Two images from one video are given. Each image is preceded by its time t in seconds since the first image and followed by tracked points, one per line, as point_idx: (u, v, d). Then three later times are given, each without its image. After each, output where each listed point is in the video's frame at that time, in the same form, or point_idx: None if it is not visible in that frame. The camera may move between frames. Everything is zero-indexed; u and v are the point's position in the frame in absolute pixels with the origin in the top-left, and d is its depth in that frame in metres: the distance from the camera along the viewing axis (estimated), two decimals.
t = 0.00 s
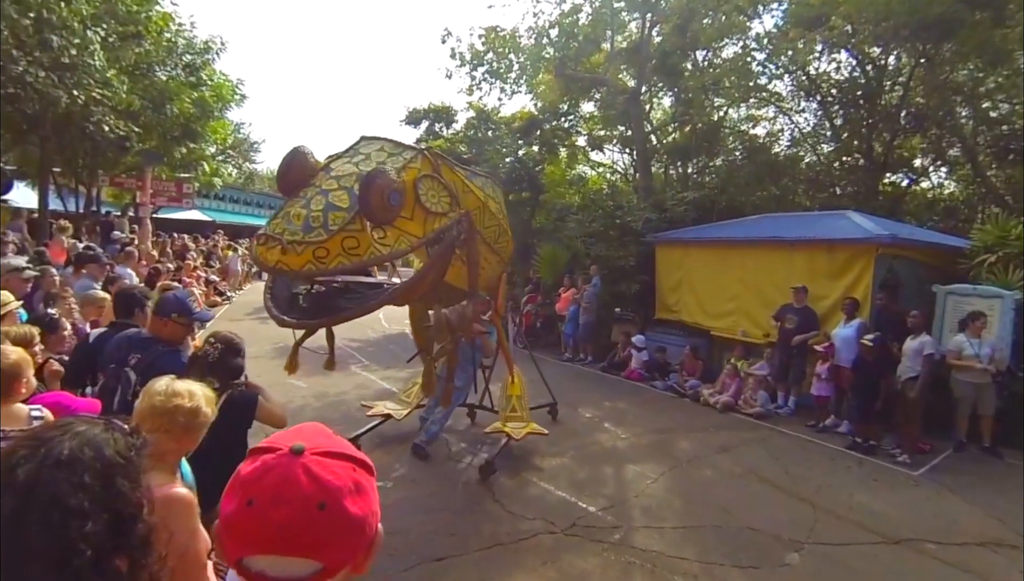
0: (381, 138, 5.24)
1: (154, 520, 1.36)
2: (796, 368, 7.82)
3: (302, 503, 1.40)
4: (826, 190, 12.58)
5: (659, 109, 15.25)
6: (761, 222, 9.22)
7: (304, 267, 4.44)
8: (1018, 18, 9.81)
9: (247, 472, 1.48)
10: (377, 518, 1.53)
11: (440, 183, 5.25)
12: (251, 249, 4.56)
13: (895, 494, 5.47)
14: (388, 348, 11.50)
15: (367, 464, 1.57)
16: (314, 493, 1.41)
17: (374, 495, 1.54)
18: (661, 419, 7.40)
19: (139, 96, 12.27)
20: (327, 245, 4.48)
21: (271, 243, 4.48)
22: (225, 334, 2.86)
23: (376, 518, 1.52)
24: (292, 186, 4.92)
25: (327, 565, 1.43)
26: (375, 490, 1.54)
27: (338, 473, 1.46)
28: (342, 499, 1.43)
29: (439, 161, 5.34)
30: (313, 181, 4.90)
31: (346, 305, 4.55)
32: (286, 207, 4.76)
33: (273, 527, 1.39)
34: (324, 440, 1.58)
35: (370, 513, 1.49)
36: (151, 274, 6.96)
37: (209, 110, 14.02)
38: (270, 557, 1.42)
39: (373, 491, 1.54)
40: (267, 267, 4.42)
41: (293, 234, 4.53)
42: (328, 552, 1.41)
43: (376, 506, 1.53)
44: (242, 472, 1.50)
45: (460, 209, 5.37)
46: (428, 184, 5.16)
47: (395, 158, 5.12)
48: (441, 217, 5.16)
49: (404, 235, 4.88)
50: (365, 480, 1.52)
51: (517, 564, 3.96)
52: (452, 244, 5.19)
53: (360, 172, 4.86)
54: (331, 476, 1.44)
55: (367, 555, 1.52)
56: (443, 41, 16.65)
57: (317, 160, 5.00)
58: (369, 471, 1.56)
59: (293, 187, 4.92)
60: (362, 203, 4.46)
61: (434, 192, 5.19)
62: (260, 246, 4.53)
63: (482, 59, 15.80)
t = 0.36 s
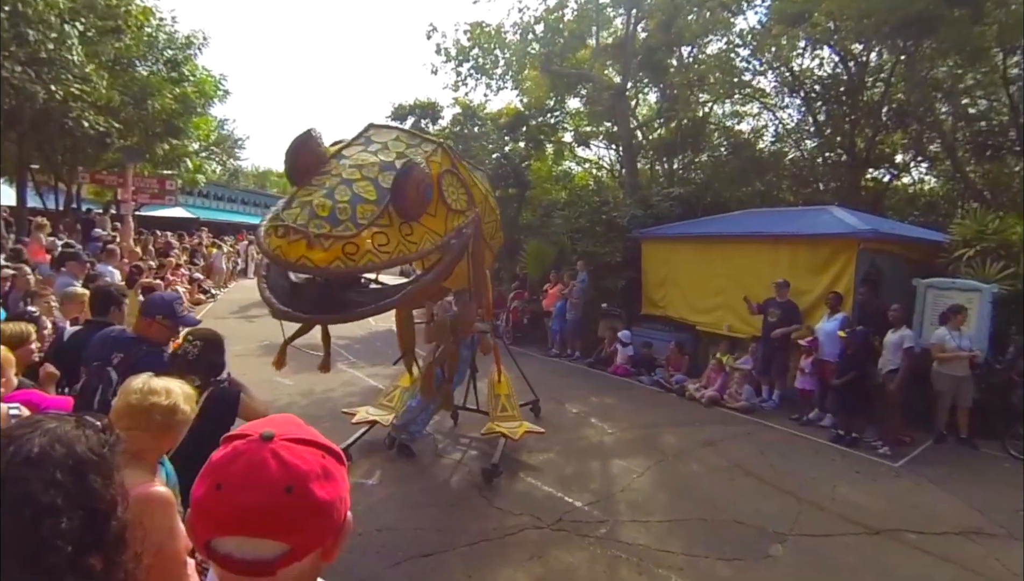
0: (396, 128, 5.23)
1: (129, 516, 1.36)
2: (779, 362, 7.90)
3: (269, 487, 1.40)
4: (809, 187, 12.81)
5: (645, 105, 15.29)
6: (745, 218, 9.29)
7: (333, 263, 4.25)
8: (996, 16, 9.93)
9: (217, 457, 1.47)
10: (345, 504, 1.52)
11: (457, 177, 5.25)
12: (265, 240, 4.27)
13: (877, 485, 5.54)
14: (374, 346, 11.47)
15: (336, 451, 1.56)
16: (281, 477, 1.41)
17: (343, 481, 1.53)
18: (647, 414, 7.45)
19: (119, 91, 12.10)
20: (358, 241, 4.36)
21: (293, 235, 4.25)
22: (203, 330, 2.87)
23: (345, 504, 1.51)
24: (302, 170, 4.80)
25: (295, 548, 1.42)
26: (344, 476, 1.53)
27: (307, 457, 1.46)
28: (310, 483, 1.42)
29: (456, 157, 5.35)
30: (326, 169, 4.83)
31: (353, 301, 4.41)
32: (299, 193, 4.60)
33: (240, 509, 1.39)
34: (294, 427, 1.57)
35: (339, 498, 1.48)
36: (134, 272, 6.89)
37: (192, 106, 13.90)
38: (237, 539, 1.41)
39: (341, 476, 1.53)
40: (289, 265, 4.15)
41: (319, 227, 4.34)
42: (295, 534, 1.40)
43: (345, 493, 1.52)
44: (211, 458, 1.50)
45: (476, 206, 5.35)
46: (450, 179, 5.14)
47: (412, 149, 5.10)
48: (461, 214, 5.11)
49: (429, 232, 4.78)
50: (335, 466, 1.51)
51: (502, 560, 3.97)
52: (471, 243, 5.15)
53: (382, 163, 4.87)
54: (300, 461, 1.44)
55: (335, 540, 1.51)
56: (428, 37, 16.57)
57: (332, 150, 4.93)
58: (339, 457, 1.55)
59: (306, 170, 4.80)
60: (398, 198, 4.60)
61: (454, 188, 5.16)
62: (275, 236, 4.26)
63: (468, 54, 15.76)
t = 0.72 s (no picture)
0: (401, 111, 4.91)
1: (82, 516, 1.32)
2: (745, 356, 8.05)
3: (228, 477, 1.37)
4: (776, 185, 13.03)
5: (614, 104, 15.38)
6: (712, 216, 9.42)
7: (378, 243, 3.90)
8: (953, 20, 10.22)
9: (178, 449, 1.44)
10: (309, 499, 1.50)
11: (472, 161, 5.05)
12: (298, 230, 3.89)
13: (839, 475, 5.68)
14: (343, 344, 11.35)
15: (301, 446, 1.54)
16: (242, 468, 1.39)
17: (307, 475, 1.51)
18: (617, 409, 7.52)
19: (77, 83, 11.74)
20: (402, 217, 4.03)
21: (330, 215, 3.90)
22: (162, 327, 2.82)
23: (308, 498, 1.49)
24: (313, 160, 4.43)
25: (253, 541, 1.39)
26: (307, 470, 1.51)
27: (270, 450, 1.44)
28: (272, 475, 1.40)
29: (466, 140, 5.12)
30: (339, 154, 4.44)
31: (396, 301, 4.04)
32: (321, 180, 4.20)
33: (199, 499, 1.36)
34: (259, 421, 1.55)
35: (302, 492, 1.46)
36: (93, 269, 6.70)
37: (154, 100, 13.58)
38: (194, 528, 1.39)
39: (305, 470, 1.51)
40: (332, 249, 3.79)
41: (355, 204, 3.98)
42: (255, 525, 1.38)
43: (309, 487, 1.50)
44: (172, 450, 1.48)
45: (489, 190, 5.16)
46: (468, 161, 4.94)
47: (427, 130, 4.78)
48: (482, 194, 4.91)
49: (461, 211, 4.54)
50: (298, 460, 1.49)
51: (472, 556, 3.96)
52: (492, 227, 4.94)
53: (403, 141, 4.54)
54: (262, 453, 1.42)
55: (297, 534, 1.49)
56: (398, 32, 16.42)
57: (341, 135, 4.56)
58: (303, 452, 1.53)
59: (317, 161, 4.43)
60: (430, 173, 4.29)
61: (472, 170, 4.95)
62: (310, 224, 3.88)
63: (438, 51, 15.67)
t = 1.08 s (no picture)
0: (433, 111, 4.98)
1: (12, 519, 1.28)
2: (706, 346, 8.22)
3: (156, 467, 1.36)
4: (736, 178, 13.10)
5: (575, 100, 15.43)
6: (670, 210, 9.57)
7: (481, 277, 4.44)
8: (897, 18, 10.58)
9: (109, 441, 1.44)
10: (247, 489, 1.48)
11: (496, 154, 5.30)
12: (399, 259, 4.22)
13: (797, 460, 5.84)
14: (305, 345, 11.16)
15: (238, 435, 1.52)
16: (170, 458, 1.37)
17: (245, 465, 1.49)
18: (581, 402, 7.58)
19: (19, 78, 11.29)
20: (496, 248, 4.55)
21: (432, 248, 4.26)
22: (116, 328, 2.72)
23: (245, 487, 1.47)
24: (379, 169, 4.44)
25: (183, 531, 1.37)
26: (245, 460, 1.49)
27: (201, 440, 1.42)
28: (201, 464, 1.38)
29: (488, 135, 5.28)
30: (405, 167, 4.54)
31: (470, 313, 4.62)
32: (402, 201, 4.39)
33: (124, 490, 1.35)
34: (196, 412, 1.54)
35: (237, 482, 1.44)
36: (40, 271, 6.44)
37: (102, 96, 13.09)
38: (122, 521, 1.37)
39: (243, 460, 1.49)
40: (444, 284, 4.25)
41: (456, 237, 4.36)
42: (184, 516, 1.36)
43: (246, 477, 1.48)
44: (105, 443, 1.47)
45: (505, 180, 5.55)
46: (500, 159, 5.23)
47: (470, 136, 4.99)
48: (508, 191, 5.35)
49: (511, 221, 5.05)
50: (233, 450, 1.47)
51: (440, 551, 3.95)
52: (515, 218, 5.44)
53: (463, 156, 4.76)
54: (191, 442, 1.40)
55: (235, 525, 1.47)
56: (357, 28, 16.23)
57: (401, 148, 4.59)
58: (240, 441, 1.51)
59: (384, 171, 4.45)
60: (504, 196, 4.72)
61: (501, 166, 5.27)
62: (412, 255, 4.22)
63: (397, 46, 15.51)
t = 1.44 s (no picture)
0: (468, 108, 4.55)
1: None
2: (676, 336, 8.37)
3: (76, 464, 1.30)
4: (701, 169, 13.27)
5: (541, 93, 15.42)
6: (638, 200, 9.65)
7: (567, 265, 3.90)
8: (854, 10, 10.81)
9: (28, 442, 1.37)
10: (182, 480, 1.42)
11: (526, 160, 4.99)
12: (485, 255, 3.63)
13: (764, 444, 5.96)
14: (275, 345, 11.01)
15: (170, 426, 1.48)
16: (90, 453, 1.31)
17: (179, 456, 1.43)
18: (553, 394, 7.62)
19: None
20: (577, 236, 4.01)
21: (520, 242, 3.67)
22: (77, 331, 2.66)
23: (180, 478, 1.41)
24: (445, 169, 3.88)
25: (109, 528, 1.29)
26: (179, 451, 1.44)
27: (125, 434, 1.37)
28: (125, 459, 1.33)
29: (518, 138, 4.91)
30: (469, 164, 3.99)
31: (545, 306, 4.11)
32: (477, 197, 3.82)
33: (40, 490, 1.28)
34: (129, 405, 1.50)
35: (168, 473, 1.38)
36: None
37: (54, 93, 12.80)
38: (43, 524, 1.29)
39: (176, 452, 1.43)
40: (534, 278, 3.67)
41: (539, 228, 3.80)
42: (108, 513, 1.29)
43: (181, 469, 1.41)
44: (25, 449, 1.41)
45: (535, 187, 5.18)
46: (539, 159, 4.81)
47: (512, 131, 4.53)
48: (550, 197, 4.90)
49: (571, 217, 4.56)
50: (164, 441, 1.43)
51: (414, 547, 3.94)
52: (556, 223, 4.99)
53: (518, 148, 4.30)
54: (114, 437, 1.35)
55: (172, 518, 1.40)
56: (319, 22, 15.99)
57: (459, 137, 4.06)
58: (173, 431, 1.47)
59: (451, 170, 3.89)
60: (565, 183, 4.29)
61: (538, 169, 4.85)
62: (502, 247, 3.64)
63: (361, 41, 15.33)
